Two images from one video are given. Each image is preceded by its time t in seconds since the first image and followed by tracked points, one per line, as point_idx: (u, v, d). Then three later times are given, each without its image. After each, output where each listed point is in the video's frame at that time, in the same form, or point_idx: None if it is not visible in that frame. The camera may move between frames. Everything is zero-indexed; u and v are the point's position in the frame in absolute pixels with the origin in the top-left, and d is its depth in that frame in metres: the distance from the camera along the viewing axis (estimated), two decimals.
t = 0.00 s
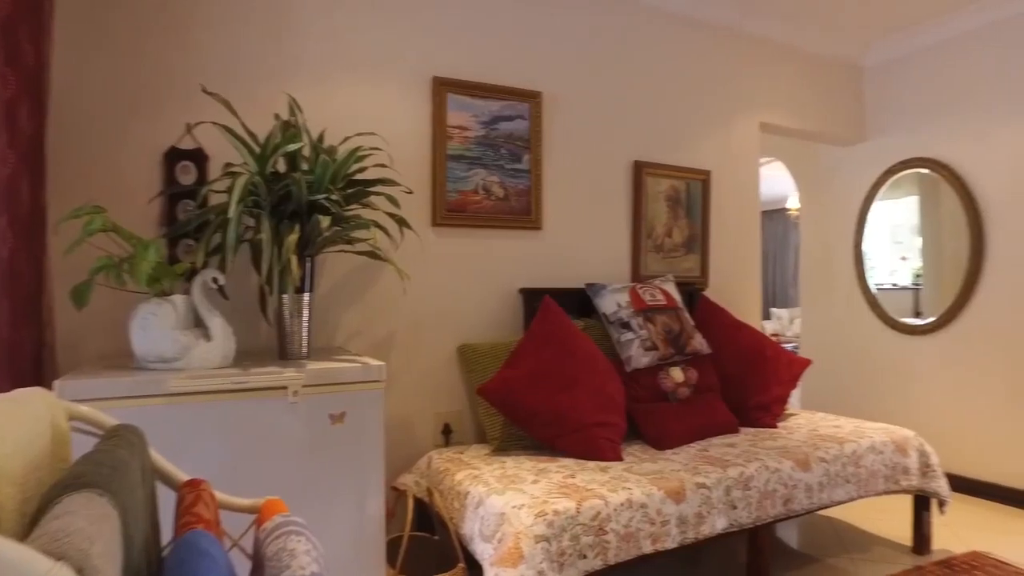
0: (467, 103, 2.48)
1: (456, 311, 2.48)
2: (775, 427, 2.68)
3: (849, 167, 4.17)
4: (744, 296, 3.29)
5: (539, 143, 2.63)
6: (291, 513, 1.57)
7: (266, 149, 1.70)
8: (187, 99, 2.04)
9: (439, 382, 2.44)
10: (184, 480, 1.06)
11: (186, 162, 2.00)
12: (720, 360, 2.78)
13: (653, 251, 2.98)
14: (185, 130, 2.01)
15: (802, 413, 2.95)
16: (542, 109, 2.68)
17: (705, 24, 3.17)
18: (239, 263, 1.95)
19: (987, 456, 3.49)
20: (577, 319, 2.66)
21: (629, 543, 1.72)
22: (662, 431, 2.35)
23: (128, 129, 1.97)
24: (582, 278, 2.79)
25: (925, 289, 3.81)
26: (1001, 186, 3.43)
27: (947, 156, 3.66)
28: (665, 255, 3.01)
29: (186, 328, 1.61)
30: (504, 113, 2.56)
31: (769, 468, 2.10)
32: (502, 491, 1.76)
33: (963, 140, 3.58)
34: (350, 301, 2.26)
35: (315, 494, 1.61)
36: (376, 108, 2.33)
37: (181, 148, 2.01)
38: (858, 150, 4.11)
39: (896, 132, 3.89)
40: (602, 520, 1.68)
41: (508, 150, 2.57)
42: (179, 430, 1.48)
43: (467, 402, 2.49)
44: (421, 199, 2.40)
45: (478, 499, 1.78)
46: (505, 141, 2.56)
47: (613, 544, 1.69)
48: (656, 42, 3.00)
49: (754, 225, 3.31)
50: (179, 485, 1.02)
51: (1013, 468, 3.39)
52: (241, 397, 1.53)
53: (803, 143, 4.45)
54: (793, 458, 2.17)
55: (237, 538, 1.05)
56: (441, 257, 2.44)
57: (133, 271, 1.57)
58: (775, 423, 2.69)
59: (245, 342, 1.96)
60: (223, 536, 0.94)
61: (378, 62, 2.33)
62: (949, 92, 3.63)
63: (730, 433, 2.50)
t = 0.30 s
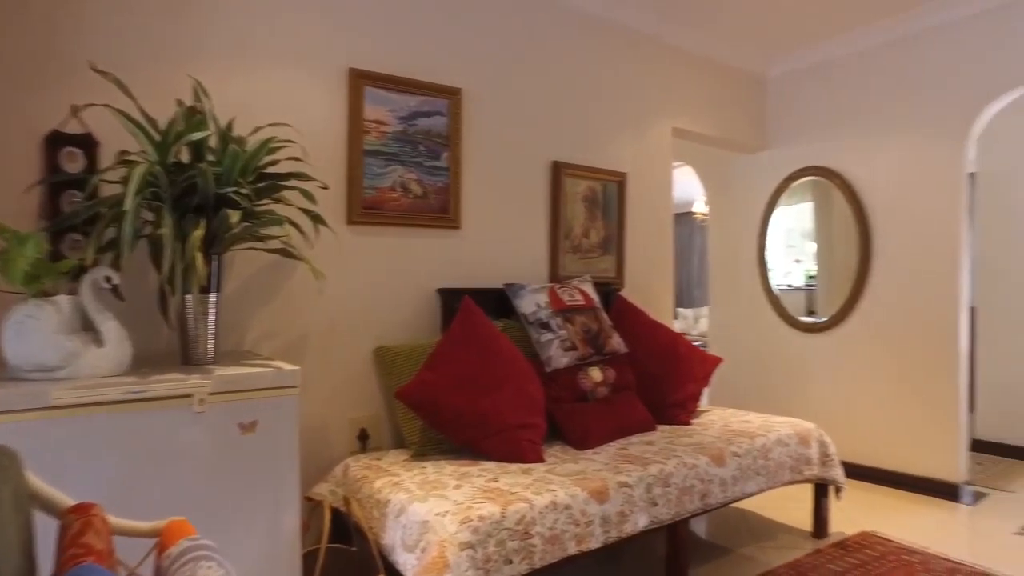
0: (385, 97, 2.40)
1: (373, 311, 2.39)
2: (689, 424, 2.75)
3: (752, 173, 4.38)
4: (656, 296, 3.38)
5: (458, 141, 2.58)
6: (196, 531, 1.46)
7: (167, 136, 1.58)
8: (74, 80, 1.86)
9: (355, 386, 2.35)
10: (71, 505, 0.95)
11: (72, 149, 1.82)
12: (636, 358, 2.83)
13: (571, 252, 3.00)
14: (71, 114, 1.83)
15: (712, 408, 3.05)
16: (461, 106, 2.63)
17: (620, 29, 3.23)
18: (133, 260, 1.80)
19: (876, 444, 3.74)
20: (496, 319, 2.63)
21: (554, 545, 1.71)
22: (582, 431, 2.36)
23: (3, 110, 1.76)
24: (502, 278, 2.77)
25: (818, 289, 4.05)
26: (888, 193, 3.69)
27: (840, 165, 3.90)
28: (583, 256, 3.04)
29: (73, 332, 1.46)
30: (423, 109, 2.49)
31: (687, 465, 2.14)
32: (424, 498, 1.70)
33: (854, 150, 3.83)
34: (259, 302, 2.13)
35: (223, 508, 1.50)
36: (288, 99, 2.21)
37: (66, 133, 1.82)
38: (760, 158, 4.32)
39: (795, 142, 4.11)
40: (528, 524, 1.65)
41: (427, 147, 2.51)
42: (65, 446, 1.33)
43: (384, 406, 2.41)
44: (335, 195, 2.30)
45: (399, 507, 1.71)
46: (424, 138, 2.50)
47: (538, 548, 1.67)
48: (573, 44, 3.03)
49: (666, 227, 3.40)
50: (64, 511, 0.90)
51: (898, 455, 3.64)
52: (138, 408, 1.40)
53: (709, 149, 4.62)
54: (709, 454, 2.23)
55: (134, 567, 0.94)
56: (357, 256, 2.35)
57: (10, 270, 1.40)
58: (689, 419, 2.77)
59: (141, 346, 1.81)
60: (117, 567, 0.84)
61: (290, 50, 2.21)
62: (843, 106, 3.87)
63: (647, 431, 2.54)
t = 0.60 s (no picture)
0: (313, 91, 2.30)
1: (301, 314, 2.29)
2: (621, 424, 2.79)
3: (677, 177, 4.50)
4: (587, 297, 3.41)
5: (389, 139, 2.52)
6: (109, 555, 1.35)
7: (72, 124, 1.45)
8: None
9: (281, 392, 2.24)
10: None
11: None
12: (569, 359, 2.84)
13: (503, 253, 2.97)
14: None
15: (642, 408, 3.10)
16: (393, 103, 2.57)
17: (550, 32, 3.24)
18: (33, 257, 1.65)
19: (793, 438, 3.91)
20: (429, 322, 2.58)
21: (493, 552, 1.68)
22: (517, 433, 2.34)
23: None
24: (434, 279, 2.72)
25: (739, 290, 4.21)
26: (802, 198, 3.87)
27: (759, 171, 4.06)
28: (515, 257, 3.03)
29: None
30: (353, 105, 2.41)
31: (622, 465, 2.16)
32: (358, 508, 1.63)
33: (772, 157, 4.00)
34: (177, 305, 2.00)
35: (138, 528, 1.39)
36: (209, 90, 2.08)
37: None
38: (684, 162, 4.44)
39: (717, 148, 4.25)
40: (466, 531, 1.62)
41: (357, 144, 2.43)
42: None
43: (312, 412, 2.32)
44: (260, 192, 2.19)
45: (331, 519, 1.64)
46: (354, 134, 2.42)
47: (477, 555, 1.64)
48: (505, 44, 3.02)
49: (596, 228, 3.44)
50: None
51: (813, 448, 3.82)
52: (41, 424, 1.27)
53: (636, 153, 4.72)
54: (643, 454, 2.25)
55: None
56: (283, 256, 2.24)
57: None
58: (621, 419, 2.80)
59: (42, 352, 1.66)
60: None
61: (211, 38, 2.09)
62: (762, 115, 4.04)
63: (581, 432, 2.56)
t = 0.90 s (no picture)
0: (249, 82, 2.21)
1: (235, 316, 2.19)
2: (565, 425, 2.79)
3: (617, 179, 4.56)
4: (530, 297, 3.41)
5: (329, 135, 2.44)
6: None
7: None
8: None
9: (214, 398, 2.14)
10: None
11: None
12: (513, 361, 2.82)
13: (446, 253, 2.93)
14: None
15: (586, 408, 3.12)
16: (333, 97, 2.49)
17: (494, 30, 3.22)
18: None
19: (729, 436, 4.01)
20: (370, 323, 2.51)
21: (440, 559, 1.64)
22: (462, 437, 2.30)
23: None
24: (375, 280, 2.65)
25: (676, 290, 4.30)
26: (738, 201, 3.99)
27: (696, 173, 4.16)
28: (458, 257, 2.99)
29: None
30: (291, 98, 2.32)
31: (568, 466, 2.16)
32: (300, 519, 1.56)
33: (709, 160, 4.11)
34: (100, 306, 1.88)
35: (55, 549, 1.29)
36: (135, 79, 1.97)
37: None
38: (624, 164, 4.51)
39: (656, 150, 4.34)
40: (413, 539, 1.57)
41: (296, 140, 2.34)
42: None
43: (247, 419, 2.22)
44: (192, 187, 2.08)
45: (271, 531, 1.56)
46: (292, 129, 2.33)
47: (425, 563, 1.60)
48: (448, 41, 2.98)
49: (538, 229, 3.45)
50: None
51: (749, 444, 3.93)
52: None
53: (577, 154, 4.76)
54: (588, 454, 2.26)
55: None
56: (217, 255, 2.14)
57: None
58: (565, 420, 2.80)
59: None
60: None
61: (138, 23, 1.97)
62: (699, 119, 4.14)
63: (525, 433, 2.55)
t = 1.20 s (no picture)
0: (172, 69, 2.08)
1: (156, 318, 2.06)
2: (504, 426, 2.77)
3: (555, 179, 4.57)
4: (468, 298, 3.36)
5: (260, 127, 2.33)
6: None
7: None
8: None
9: (134, 405, 2.00)
10: None
11: None
12: (452, 362, 2.77)
13: (382, 252, 2.85)
14: None
15: (525, 409, 3.10)
16: (265, 88, 2.38)
17: (433, 25, 3.17)
18: None
19: (665, 433, 4.08)
20: (303, 325, 2.41)
21: (379, 569, 1.58)
22: (401, 441, 2.24)
23: None
24: (308, 280, 2.55)
25: (612, 290, 4.34)
26: (673, 202, 4.08)
27: (633, 174, 4.23)
28: (395, 256, 2.92)
29: None
30: (219, 88, 2.20)
31: (509, 468, 2.13)
32: (228, 534, 1.47)
33: (646, 162, 4.18)
34: (2, 307, 1.73)
35: None
36: (45, 61, 1.82)
37: None
38: (562, 164, 4.53)
39: (595, 151, 4.38)
40: (350, 549, 1.51)
41: (224, 131, 2.22)
42: None
43: (170, 427, 2.09)
44: (109, 179, 1.94)
45: (196, 548, 1.47)
46: (220, 120, 2.21)
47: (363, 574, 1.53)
48: (387, 34, 2.90)
49: (477, 229, 3.41)
50: None
51: (684, 441, 4.01)
52: None
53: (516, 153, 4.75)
54: (529, 456, 2.24)
55: None
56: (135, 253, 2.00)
57: None
58: (504, 422, 2.78)
59: None
60: None
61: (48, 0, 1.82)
62: (637, 120, 4.21)
63: (465, 436, 2.51)
